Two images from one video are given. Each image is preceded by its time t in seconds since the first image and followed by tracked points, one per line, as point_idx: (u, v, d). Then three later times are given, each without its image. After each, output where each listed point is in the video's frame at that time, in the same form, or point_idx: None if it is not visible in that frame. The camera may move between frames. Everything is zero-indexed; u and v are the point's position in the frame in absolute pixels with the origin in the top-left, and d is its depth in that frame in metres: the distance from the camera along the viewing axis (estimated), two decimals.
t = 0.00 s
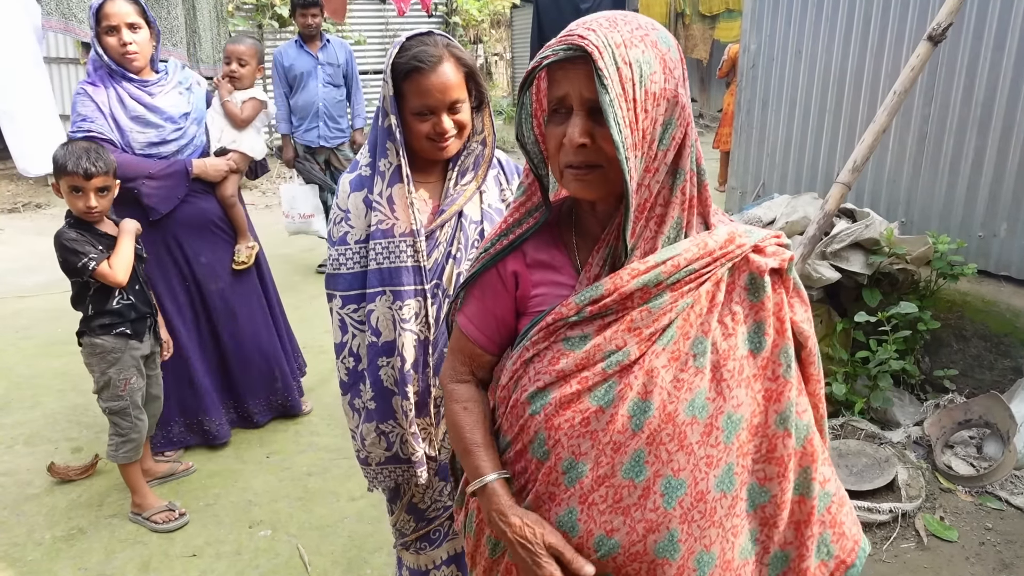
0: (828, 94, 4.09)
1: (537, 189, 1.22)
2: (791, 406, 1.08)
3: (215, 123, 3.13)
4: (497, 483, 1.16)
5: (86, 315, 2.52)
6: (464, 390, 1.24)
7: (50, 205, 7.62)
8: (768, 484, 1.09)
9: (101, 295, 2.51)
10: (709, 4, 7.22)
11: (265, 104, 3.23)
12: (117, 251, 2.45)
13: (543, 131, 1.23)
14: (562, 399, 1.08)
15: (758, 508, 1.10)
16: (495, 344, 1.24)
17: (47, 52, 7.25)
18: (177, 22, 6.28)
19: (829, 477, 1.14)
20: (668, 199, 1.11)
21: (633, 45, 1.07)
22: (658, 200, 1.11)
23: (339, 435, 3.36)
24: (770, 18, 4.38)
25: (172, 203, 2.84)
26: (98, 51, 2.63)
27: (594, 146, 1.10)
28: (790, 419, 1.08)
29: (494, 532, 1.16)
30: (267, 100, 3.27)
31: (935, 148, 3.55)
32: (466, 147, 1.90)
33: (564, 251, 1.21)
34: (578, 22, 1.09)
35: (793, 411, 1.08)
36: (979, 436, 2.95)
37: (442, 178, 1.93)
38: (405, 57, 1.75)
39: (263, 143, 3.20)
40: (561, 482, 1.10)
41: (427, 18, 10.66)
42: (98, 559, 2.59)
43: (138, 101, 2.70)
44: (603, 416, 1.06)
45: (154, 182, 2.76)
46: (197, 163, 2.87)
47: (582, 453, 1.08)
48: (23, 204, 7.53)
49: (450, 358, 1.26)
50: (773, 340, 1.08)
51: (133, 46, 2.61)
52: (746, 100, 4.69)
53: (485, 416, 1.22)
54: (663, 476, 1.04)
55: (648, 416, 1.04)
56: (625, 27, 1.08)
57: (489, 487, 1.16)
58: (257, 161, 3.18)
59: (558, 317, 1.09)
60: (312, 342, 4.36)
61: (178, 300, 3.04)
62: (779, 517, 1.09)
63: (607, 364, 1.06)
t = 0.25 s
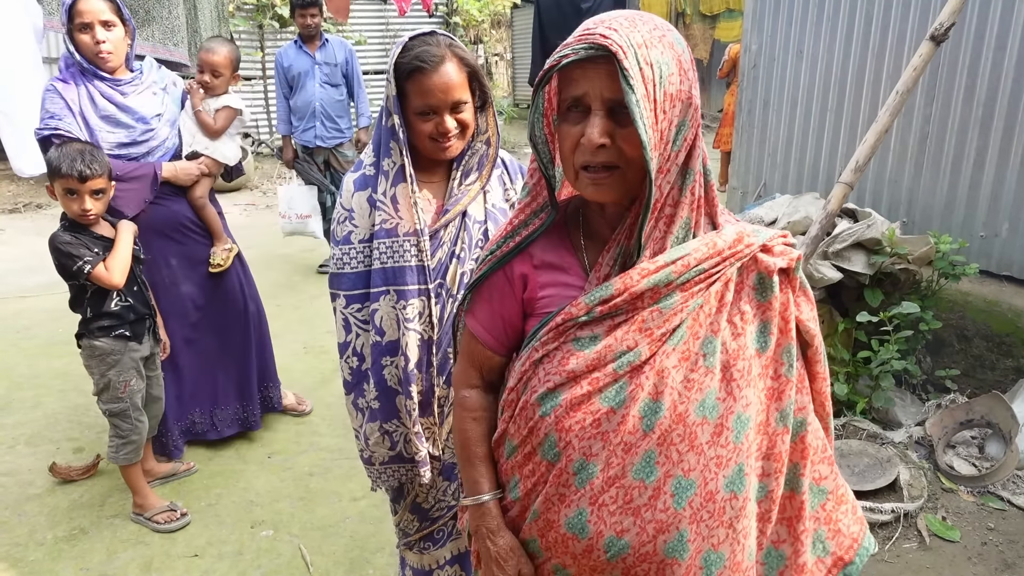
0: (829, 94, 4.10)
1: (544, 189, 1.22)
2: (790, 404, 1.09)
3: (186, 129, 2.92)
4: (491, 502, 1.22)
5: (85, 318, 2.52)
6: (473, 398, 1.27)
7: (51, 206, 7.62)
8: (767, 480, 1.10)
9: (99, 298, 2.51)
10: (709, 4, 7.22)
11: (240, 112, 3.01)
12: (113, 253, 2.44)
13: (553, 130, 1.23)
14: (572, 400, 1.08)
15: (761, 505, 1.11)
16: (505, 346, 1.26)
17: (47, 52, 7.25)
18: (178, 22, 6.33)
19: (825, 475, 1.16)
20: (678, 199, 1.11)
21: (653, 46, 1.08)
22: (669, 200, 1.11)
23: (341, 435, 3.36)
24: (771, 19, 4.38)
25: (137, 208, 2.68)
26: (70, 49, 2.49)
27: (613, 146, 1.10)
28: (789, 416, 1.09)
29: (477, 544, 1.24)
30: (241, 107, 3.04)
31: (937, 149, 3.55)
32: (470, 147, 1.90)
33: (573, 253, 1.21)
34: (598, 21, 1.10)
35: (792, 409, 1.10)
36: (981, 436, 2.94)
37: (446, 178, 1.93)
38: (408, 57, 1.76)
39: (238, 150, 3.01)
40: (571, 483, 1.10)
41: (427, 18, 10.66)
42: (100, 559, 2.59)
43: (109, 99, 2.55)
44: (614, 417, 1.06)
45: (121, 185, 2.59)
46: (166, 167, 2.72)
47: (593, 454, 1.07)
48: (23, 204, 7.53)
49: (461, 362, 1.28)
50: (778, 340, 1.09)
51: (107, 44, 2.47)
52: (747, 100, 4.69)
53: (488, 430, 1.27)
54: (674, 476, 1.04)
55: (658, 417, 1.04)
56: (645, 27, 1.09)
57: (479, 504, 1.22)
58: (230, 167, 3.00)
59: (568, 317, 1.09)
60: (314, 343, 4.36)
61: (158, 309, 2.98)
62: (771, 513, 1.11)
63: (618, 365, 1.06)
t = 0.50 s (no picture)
0: (830, 95, 4.10)
1: (549, 189, 1.23)
2: (805, 404, 1.06)
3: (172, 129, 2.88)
4: (489, 504, 1.26)
5: (87, 320, 2.52)
6: (479, 400, 1.28)
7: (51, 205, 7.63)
8: (792, 486, 1.05)
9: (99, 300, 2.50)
10: (710, 5, 7.10)
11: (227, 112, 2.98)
12: (111, 254, 2.43)
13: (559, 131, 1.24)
14: (577, 398, 1.08)
15: (786, 512, 1.05)
16: (511, 345, 1.26)
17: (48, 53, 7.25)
18: (180, 23, 6.44)
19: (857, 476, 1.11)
20: (683, 199, 1.11)
21: (661, 46, 1.08)
22: (673, 199, 1.12)
23: (342, 435, 3.37)
24: (771, 19, 4.39)
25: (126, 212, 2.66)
26: (53, 48, 2.46)
27: (620, 146, 1.11)
28: (805, 416, 1.05)
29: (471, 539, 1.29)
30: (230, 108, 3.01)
31: (937, 149, 3.55)
32: (471, 147, 1.91)
33: (578, 252, 1.22)
34: (604, 21, 1.10)
35: (807, 408, 1.06)
36: (981, 435, 2.94)
37: (448, 177, 1.93)
38: (408, 57, 1.77)
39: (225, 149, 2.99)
40: (576, 481, 1.10)
41: (427, 18, 10.67)
42: (101, 559, 2.59)
43: (94, 101, 2.52)
44: (619, 415, 1.07)
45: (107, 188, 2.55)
46: (153, 169, 2.68)
47: (598, 451, 1.08)
48: (24, 205, 7.53)
49: (466, 363, 1.29)
50: (786, 339, 1.08)
51: (91, 43, 2.45)
52: (747, 100, 4.70)
53: (491, 431, 1.29)
54: (678, 474, 1.04)
55: (663, 415, 1.04)
56: (652, 28, 1.10)
57: (478, 505, 1.26)
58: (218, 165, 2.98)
59: (573, 315, 1.09)
60: (315, 343, 4.36)
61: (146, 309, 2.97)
62: (805, 524, 1.04)
63: (623, 363, 1.07)
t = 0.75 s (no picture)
0: (830, 95, 4.11)
1: (552, 189, 1.24)
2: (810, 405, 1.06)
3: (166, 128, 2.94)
4: (489, 501, 1.27)
5: (88, 324, 2.52)
6: (481, 397, 1.28)
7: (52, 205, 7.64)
8: (798, 487, 1.04)
9: (100, 303, 2.51)
10: (710, 4, 7.04)
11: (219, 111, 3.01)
12: (111, 258, 2.44)
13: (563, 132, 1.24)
14: (578, 396, 1.09)
15: (793, 515, 1.05)
16: (513, 343, 1.27)
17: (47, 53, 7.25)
18: (180, 23, 6.44)
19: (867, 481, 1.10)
20: (684, 198, 1.12)
21: (663, 47, 1.09)
22: (675, 199, 1.12)
23: (343, 435, 3.37)
24: (771, 19, 4.39)
25: (117, 212, 2.63)
26: (42, 50, 2.46)
27: (626, 147, 1.11)
28: (810, 416, 1.05)
29: (469, 535, 1.31)
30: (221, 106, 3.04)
31: (937, 149, 3.56)
32: (471, 147, 1.91)
33: (580, 251, 1.23)
34: (607, 23, 1.10)
35: (811, 410, 1.06)
36: (981, 435, 2.95)
37: (449, 177, 1.94)
38: (405, 57, 1.78)
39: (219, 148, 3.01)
40: (576, 478, 1.11)
41: (427, 18, 10.67)
42: (102, 558, 2.59)
43: (84, 102, 2.53)
44: (620, 413, 1.07)
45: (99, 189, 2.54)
46: (146, 169, 2.66)
47: (598, 449, 1.08)
48: (24, 205, 7.54)
49: (469, 361, 1.29)
50: (788, 339, 1.08)
51: (81, 44, 2.45)
52: (747, 100, 4.70)
53: (492, 429, 1.30)
54: (679, 472, 1.05)
55: (664, 413, 1.05)
56: (655, 29, 1.10)
57: (476, 501, 1.27)
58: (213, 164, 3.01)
59: (574, 313, 1.10)
60: (316, 342, 4.37)
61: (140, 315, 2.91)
62: (814, 525, 1.04)
63: (624, 362, 1.07)
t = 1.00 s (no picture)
0: (829, 95, 4.11)
1: (552, 189, 1.24)
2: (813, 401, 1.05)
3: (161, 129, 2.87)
4: (487, 501, 1.28)
5: (90, 329, 2.51)
6: (481, 396, 1.29)
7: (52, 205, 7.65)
8: (809, 486, 1.03)
9: (104, 308, 2.50)
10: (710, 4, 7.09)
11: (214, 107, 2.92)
12: (116, 264, 2.45)
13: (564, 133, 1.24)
14: (579, 396, 1.10)
15: (804, 513, 1.04)
16: (513, 343, 1.27)
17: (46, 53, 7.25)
18: (181, 23, 6.41)
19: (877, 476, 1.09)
20: (684, 198, 1.12)
21: (663, 48, 1.10)
22: (675, 199, 1.12)
23: (344, 435, 3.38)
24: (770, 19, 4.40)
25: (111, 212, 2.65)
26: (39, 51, 2.48)
27: (626, 147, 1.12)
28: (815, 416, 1.04)
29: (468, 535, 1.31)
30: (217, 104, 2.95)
31: (937, 149, 3.56)
32: (471, 147, 1.92)
33: (579, 252, 1.23)
34: (609, 23, 1.11)
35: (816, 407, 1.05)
36: (981, 435, 2.96)
37: (449, 178, 1.95)
38: (405, 57, 1.78)
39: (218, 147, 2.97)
40: (577, 478, 1.11)
41: (427, 18, 10.68)
42: (103, 558, 2.60)
43: (79, 102, 2.54)
44: (620, 413, 1.08)
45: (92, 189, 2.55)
46: (139, 169, 2.66)
47: (599, 449, 1.09)
48: (24, 205, 7.54)
49: (470, 361, 1.30)
50: (790, 338, 1.08)
51: (77, 45, 2.46)
52: (747, 100, 4.70)
53: (492, 429, 1.30)
54: (679, 471, 1.05)
55: (665, 413, 1.05)
56: (656, 30, 1.11)
57: (475, 501, 1.28)
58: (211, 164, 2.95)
59: (575, 313, 1.10)
60: (316, 342, 4.38)
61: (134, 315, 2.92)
62: (833, 521, 1.03)
63: (624, 362, 1.08)
